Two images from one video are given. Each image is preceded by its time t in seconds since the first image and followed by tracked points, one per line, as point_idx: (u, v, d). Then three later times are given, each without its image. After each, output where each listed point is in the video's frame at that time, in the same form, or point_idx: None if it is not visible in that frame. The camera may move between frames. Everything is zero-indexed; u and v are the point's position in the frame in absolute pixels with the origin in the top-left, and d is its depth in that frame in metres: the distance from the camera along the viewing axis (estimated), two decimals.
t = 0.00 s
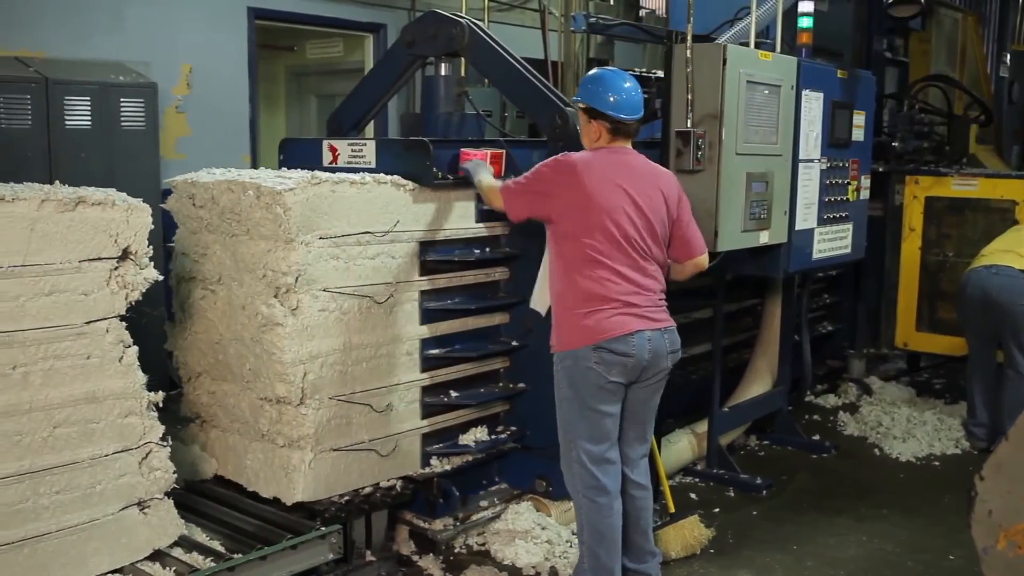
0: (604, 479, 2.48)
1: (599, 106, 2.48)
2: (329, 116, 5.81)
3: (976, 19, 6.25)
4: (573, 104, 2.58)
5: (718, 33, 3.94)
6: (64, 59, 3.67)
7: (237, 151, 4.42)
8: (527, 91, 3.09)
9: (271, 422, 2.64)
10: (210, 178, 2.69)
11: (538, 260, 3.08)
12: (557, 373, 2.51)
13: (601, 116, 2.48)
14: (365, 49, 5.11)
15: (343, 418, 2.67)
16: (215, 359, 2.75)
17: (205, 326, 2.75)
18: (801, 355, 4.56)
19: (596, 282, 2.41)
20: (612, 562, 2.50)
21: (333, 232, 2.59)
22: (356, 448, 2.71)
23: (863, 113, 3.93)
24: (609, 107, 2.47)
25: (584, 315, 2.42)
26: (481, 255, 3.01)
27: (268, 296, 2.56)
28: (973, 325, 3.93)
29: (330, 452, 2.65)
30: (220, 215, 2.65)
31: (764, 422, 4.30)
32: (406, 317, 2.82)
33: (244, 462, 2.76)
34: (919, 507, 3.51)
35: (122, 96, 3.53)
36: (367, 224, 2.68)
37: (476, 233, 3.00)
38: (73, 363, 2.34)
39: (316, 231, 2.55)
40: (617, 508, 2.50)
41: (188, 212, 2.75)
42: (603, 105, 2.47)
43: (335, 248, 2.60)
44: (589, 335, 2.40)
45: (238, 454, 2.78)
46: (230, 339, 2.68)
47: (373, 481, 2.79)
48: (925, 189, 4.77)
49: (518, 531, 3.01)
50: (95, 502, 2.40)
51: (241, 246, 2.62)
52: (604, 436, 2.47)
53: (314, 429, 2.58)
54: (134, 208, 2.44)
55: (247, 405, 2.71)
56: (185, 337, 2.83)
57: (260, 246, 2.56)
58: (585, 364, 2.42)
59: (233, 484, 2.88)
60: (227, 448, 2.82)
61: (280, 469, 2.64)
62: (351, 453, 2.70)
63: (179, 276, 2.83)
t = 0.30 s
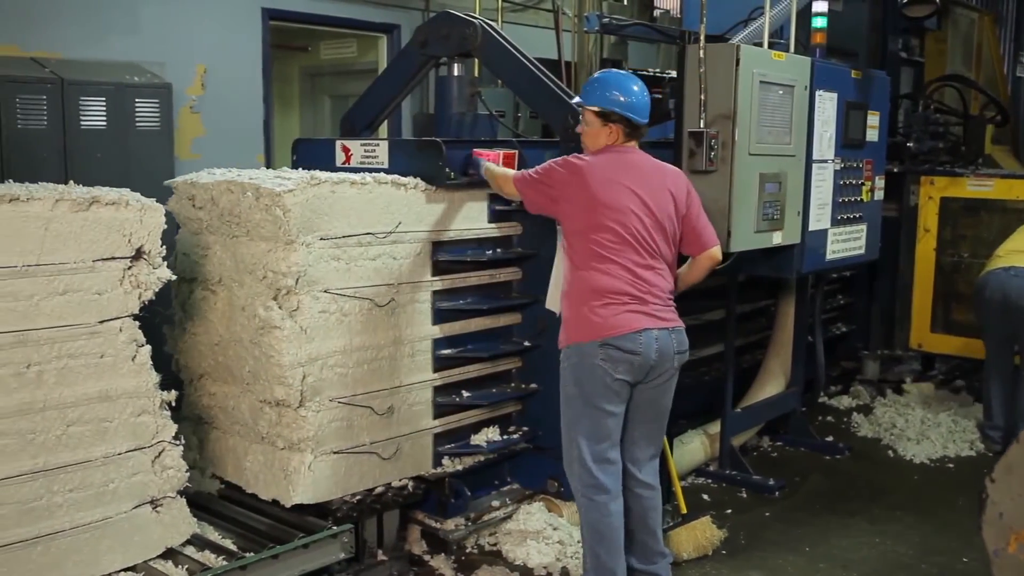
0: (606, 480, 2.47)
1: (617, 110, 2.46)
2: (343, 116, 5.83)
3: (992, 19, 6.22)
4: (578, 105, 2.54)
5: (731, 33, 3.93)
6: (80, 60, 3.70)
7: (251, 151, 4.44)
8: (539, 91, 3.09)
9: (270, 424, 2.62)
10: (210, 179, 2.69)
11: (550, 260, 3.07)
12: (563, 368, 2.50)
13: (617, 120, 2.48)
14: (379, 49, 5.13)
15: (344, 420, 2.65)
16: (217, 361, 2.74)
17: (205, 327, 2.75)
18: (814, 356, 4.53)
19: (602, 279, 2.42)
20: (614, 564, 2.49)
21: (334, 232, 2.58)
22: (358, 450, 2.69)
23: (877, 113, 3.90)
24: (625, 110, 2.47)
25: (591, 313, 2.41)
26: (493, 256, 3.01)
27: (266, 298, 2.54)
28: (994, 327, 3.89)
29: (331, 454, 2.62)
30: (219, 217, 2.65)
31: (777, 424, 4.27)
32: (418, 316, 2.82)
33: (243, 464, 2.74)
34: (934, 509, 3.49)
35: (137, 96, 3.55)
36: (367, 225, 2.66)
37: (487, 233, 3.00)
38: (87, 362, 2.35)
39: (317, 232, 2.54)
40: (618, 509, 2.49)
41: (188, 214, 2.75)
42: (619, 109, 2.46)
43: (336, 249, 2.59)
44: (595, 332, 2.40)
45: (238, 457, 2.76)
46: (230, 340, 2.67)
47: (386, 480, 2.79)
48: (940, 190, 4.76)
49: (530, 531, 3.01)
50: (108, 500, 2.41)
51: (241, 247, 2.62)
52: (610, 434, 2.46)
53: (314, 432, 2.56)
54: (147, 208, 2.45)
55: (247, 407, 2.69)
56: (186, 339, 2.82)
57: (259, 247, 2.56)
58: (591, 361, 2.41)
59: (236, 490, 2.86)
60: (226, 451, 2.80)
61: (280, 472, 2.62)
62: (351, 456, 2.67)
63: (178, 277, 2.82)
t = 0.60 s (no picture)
0: (587, 494, 2.45)
1: (607, 110, 2.46)
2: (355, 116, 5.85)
3: (1008, 18, 6.17)
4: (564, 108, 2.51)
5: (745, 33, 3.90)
6: (95, 61, 3.72)
7: (264, 151, 4.46)
8: (551, 91, 3.09)
9: (282, 424, 2.63)
10: (222, 179, 2.70)
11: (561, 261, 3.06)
12: (566, 377, 2.44)
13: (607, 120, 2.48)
14: (392, 50, 5.14)
15: (355, 419, 2.65)
16: (228, 361, 2.75)
17: (217, 327, 2.76)
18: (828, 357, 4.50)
19: (615, 291, 2.38)
20: None
21: (346, 232, 2.59)
22: (369, 449, 2.69)
23: (891, 114, 3.88)
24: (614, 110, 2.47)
25: (608, 326, 2.37)
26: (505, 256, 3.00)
27: (278, 298, 2.55)
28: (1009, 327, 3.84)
29: (342, 454, 2.63)
30: (231, 216, 2.67)
31: (790, 425, 4.25)
32: (430, 317, 2.82)
33: (255, 463, 2.76)
34: (947, 511, 3.47)
35: (151, 96, 3.57)
36: (379, 225, 2.67)
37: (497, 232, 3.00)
38: (99, 361, 2.36)
39: (329, 232, 2.55)
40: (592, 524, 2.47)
41: (201, 214, 2.77)
42: (609, 109, 2.46)
43: (347, 249, 2.59)
44: (614, 345, 2.37)
45: (249, 456, 2.77)
46: (241, 340, 2.68)
47: (398, 479, 2.80)
48: (954, 190, 4.72)
49: (540, 531, 3.01)
50: (120, 499, 2.43)
51: (253, 247, 2.63)
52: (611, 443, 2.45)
53: (324, 432, 2.57)
54: (160, 208, 2.45)
55: (258, 407, 2.70)
56: (198, 338, 2.83)
57: (272, 247, 2.57)
58: (608, 371, 2.38)
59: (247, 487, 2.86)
60: (238, 449, 2.82)
61: (291, 471, 2.63)
62: (361, 456, 2.67)
63: (191, 277, 2.84)
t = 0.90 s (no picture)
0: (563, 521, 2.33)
1: (560, 111, 2.27)
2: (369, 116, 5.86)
3: None
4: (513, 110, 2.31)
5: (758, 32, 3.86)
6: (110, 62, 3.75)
7: (277, 151, 4.47)
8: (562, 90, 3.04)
9: (294, 423, 2.64)
10: (234, 179, 2.71)
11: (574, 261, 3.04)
12: (541, 404, 2.26)
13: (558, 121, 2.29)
14: (405, 50, 5.14)
15: (366, 419, 2.65)
16: (240, 360, 2.76)
17: (230, 326, 2.77)
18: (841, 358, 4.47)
19: (598, 309, 2.27)
20: None
21: (357, 233, 2.59)
22: (380, 450, 2.68)
23: (905, 114, 3.85)
24: (565, 110, 2.28)
25: (596, 350, 2.26)
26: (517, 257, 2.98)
27: (290, 298, 2.56)
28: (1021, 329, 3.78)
29: (354, 453, 2.63)
30: (244, 216, 2.67)
31: (803, 425, 4.23)
32: (442, 317, 2.82)
33: (267, 462, 2.76)
34: (961, 513, 3.44)
35: (165, 97, 3.59)
36: (391, 225, 2.67)
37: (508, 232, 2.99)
38: (112, 360, 2.37)
39: (341, 232, 2.55)
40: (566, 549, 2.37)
41: (214, 214, 2.78)
42: (559, 109, 2.27)
43: (359, 249, 2.60)
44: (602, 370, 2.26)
45: (262, 455, 2.78)
46: (254, 340, 2.69)
47: (408, 480, 2.78)
48: (969, 191, 4.69)
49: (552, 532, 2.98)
50: (133, 497, 2.44)
51: (265, 247, 2.64)
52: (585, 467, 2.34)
53: (336, 431, 2.57)
54: (173, 208, 2.46)
55: (271, 406, 2.71)
56: (211, 337, 2.84)
57: (284, 247, 2.58)
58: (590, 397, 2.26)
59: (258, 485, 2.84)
60: (250, 449, 2.83)
61: (303, 470, 2.63)
62: (372, 456, 2.67)
63: (204, 277, 2.85)
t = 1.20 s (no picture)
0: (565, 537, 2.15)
1: (505, 100, 1.99)
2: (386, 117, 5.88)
3: None
4: (453, 98, 2.02)
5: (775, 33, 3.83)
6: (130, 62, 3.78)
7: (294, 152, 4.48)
8: (577, 89, 2.95)
9: (309, 423, 2.64)
10: (250, 180, 2.72)
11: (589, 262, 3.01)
12: (542, 418, 2.02)
13: (501, 111, 2.00)
14: (422, 50, 5.15)
15: (380, 419, 2.65)
16: (256, 359, 2.77)
17: (246, 326, 2.77)
18: (859, 360, 4.44)
19: (570, 315, 2.09)
20: None
21: (373, 233, 2.59)
22: (396, 450, 2.68)
23: (924, 114, 3.82)
24: (507, 99, 2.00)
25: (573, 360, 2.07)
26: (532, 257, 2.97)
27: (306, 298, 2.56)
28: None
29: (369, 453, 2.63)
30: (260, 216, 2.68)
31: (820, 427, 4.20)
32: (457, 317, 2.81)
33: (283, 461, 2.77)
34: (979, 516, 3.41)
35: (183, 97, 3.61)
36: (406, 225, 2.67)
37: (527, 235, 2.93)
38: (129, 359, 2.38)
39: (356, 232, 2.56)
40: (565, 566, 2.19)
41: (230, 214, 2.78)
42: (501, 98, 1.99)
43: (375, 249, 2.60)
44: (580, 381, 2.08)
45: (278, 454, 2.78)
46: (270, 339, 2.69)
47: (424, 480, 2.77)
48: (989, 192, 4.67)
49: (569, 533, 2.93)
50: (149, 496, 2.44)
51: (281, 247, 2.64)
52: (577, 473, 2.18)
53: (351, 431, 2.58)
54: (189, 207, 2.47)
55: (287, 405, 2.71)
56: (228, 337, 2.85)
57: (300, 247, 2.58)
58: (577, 402, 2.10)
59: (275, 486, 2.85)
60: (266, 448, 2.83)
61: (318, 469, 2.64)
62: (389, 455, 2.66)
63: (221, 277, 2.86)
